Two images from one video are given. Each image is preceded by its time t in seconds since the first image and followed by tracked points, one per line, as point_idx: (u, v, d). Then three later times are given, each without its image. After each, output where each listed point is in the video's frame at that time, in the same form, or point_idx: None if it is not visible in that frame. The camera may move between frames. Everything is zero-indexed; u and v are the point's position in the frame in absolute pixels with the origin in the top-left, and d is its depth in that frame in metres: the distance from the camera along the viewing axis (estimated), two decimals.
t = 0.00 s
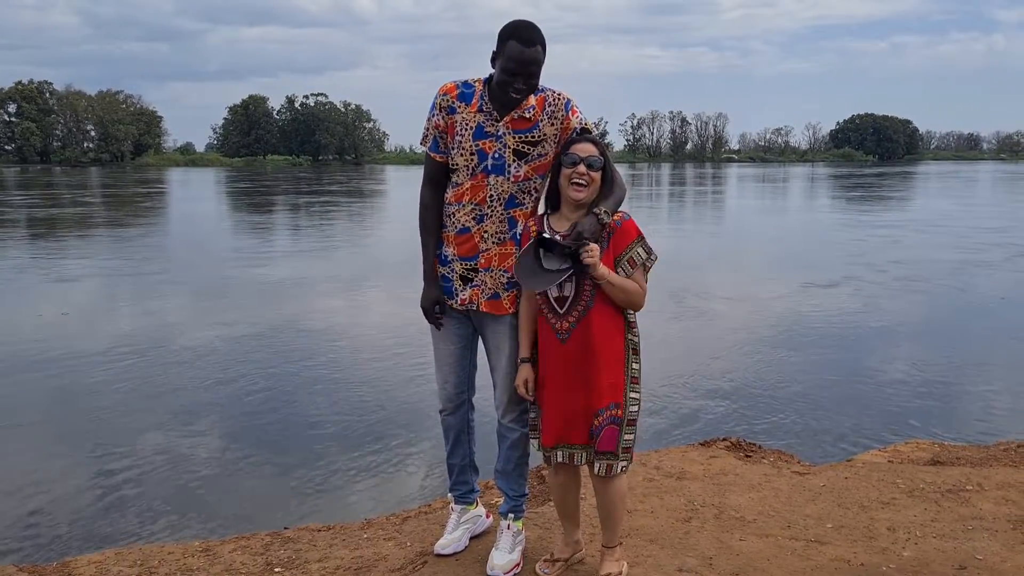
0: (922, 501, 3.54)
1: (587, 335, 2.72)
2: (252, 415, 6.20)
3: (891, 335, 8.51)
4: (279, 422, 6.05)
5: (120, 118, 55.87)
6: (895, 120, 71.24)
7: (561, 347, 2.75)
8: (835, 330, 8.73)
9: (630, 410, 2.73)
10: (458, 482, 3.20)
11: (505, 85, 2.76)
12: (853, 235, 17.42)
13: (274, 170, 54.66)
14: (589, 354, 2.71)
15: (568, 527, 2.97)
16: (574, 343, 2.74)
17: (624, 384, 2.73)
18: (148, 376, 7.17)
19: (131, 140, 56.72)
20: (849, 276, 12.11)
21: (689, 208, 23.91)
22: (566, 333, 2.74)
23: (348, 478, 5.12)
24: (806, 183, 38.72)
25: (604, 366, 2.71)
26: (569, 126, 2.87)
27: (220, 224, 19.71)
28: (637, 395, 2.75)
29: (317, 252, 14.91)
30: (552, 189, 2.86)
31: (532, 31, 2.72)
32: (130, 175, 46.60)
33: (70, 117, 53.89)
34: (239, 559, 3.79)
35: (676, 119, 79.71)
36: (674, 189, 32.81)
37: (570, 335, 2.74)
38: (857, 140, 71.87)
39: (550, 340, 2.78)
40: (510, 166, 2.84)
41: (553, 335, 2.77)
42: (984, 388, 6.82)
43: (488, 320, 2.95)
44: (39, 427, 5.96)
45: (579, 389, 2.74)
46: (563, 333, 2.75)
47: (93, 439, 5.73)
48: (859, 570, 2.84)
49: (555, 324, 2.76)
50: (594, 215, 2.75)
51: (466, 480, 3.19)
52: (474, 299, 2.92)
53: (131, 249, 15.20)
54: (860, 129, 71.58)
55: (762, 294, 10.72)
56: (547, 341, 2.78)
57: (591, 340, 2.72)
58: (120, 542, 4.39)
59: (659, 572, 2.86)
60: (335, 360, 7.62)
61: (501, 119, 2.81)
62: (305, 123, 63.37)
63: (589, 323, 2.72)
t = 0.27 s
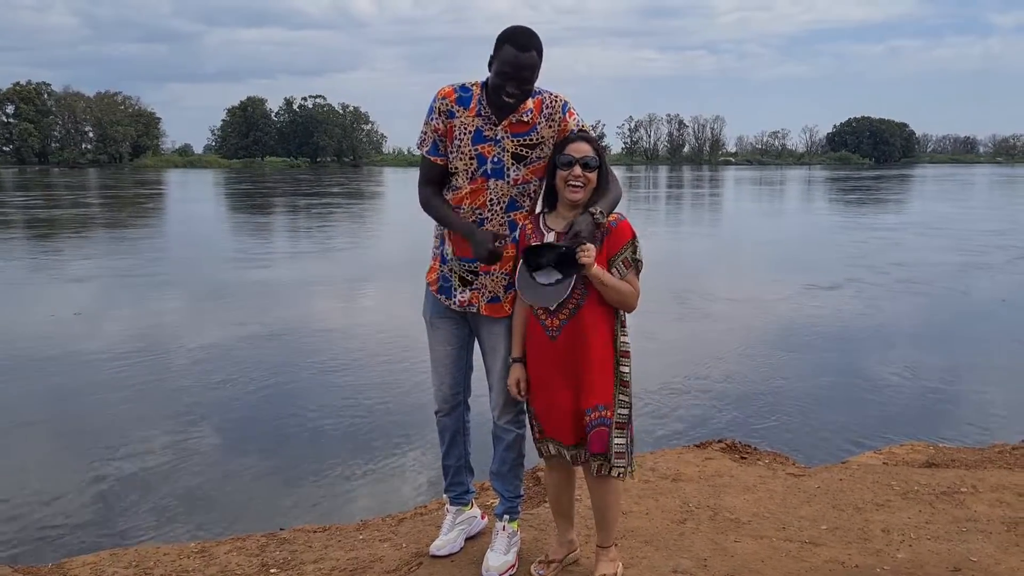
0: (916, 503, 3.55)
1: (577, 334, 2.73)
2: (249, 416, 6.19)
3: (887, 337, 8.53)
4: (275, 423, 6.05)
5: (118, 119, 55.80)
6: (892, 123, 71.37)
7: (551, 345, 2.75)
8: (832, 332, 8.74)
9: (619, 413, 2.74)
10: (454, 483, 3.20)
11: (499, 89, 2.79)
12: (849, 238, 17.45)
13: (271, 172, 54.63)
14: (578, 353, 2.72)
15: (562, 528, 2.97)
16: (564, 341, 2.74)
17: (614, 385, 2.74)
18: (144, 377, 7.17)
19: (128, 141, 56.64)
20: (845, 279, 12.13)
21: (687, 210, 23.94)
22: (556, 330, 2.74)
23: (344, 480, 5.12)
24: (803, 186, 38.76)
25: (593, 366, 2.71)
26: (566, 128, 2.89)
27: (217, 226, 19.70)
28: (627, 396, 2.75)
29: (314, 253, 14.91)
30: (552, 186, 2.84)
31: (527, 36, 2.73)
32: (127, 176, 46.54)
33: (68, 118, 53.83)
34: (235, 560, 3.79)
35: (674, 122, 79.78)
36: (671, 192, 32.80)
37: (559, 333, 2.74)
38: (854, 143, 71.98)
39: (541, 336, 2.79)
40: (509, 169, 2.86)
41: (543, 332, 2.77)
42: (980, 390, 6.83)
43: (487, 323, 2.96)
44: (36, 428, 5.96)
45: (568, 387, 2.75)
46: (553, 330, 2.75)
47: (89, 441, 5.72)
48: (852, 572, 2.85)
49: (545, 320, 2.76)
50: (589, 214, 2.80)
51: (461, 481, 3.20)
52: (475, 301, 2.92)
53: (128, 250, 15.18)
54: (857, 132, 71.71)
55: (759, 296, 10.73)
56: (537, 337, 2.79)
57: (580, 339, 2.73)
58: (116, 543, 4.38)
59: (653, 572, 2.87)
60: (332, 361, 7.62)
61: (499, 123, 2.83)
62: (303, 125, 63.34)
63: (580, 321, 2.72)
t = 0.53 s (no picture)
0: (912, 504, 3.55)
1: (577, 334, 2.73)
2: (246, 418, 6.18)
3: (883, 339, 8.55)
4: (272, 424, 6.05)
5: (116, 120, 55.77)
6: (890, 126, 71.48)
7: (550, 344, 2.76)
8: (828, 334, 8.75)
9: (614, 413, 2.74)
10: (451, 484, 3.20)
11: (496, 91, 2.79)
12: (846, 240, 17.47)
13: (269, 173, 54.60)
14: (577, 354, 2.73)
15: (559, 530, 2.98)
16: (564, 342, 2.74)
17: (611, 386, 2.75)
18: (141, 378, 7.16)
19: (126, 142, 56.62)
20: (841, 280, 12.17)
21: (684, 212, 23.96)
22: (556, 329, 2.75)
23: (341, 481, 5.12)
24: (801, 188, 38.81)
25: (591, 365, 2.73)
26: (565, 131, 2.90)
27: (215, 227, 19.71)
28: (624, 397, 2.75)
29: (312, 255, 14.90)
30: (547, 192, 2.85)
31: (523, 37, 2.73)
32: (125, 177, 46.49)
33: (66, 119, 53.77)
34: (232, 561, 3.79)
35: (672, 124, 79.86)
36: (668, 194, 32.83)
37: (559, 332, 2.74)
38: (852, 145, 72.09)
39: (539, 334, 2.79)
40: (509, 172, 2.89)
41: (542, 331, 2.77)
42: (976, 392, 6.84)
43: (486, 325, 2.97)
44: (32, 429, 5.95)
45: (566, 386, 2.75)
46: (553, 329, 2.75)
47: (85, 442, 5.72)
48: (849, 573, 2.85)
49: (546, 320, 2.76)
50: (590, 219, 2.75)
51: (459, 482, 3.20)
52: (474, 303, 2.93)
53: (125, 251, 15.16)
54: (855, 134, 71.84)
55: (756, 298, 10.74)
56: (536, 334, 2.79)
57: (580, 340, 2.73)
58: (112, 544, 4.37)
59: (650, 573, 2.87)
60: (329, 363, 7.63)
61: (499, 125, 2.84)
62: (301, 126, 63.34)
63: (580, 322, 2.73)
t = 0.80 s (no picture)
0: (910, 506, 3.56)
1: (584, 336, 2.73)
2: (245, 420, 6.18)
3: (882, 341, 8.56)
4: (271, 426, 6.05)
5: (116, 122, 55.82)
6: (888, 128, 71.56)
7: (557, 344, 2.75)
8: (827, 336, 8.76)
9: (618, 414, 2.77)
10: (449, 486, 3.21)
11: (501, 93, 2.79)
12: (845, 242, 17.50)
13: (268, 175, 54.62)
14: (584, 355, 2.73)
15: (558, 532, 2.98)
16: (571, 342, 2.74)
17: (616, 387, 2.77)
18: (140, 380, 7.16)
19: (125, 144, 56.65)
20: (840, 282, 12.19)
21: (683, 215, 23.98)
22: (563, 329, 2.74)
23: (340, 484, 5.12)
24: (800, 190, 38.85)
25: (595, 366, 2.74)
26: (568, 135, 2.91)
27: (214, 229, 19.72)
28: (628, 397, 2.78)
29: (311, 257, 14.92)
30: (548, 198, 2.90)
31: (530, 40, 2.74)
32: (124, 179, 46.50)
33: (65, 121, 53.79)
34: (231, 563, 3.79)
35: (671, 126, 79.92)
36: (668, 196, 32.86)
37: (566, 332, 2.74)
38: (850, 147, 72.16)
39: (546, 333, 2.78)
40: (511, 175, 2.89)
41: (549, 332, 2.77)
42: (974, 394, 6.86)
43: (486, 328, 2.97)
44: (30, 430, 5.95)
45: (574, 388, 2.75)
46: (560, 329, 2.75)
47: (83, 443, 5.72)
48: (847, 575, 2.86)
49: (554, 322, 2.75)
50: (598, 221, 2.74)
51: (457, 483, 3.20)
52: (475, 305, 2.94)
53: (124, 254, 15.17)
54: (853, 136, 71.91)
55: (755, 300, 10.74)
56: (543, 335, 2.78)
57: (587, 341, 2.73)
58: (110, 547, 4.37)
59: (648, 575, 2.88)
60: (328, 365, 7.63)
61: (501, 129, 2.85)
62: (300, 128, 63.39)
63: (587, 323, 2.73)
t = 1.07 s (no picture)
0: (907, 510, 3.57)
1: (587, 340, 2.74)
2: (242, 421, 6.17)
3: (880, 345, 8.58)
4: (270, 428, 6.06)
5: (115, 122, 55.81)
6: (887, 132, 71.67)
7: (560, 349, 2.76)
8: (825, 339, 8.76)
9: (621, 418, 2.79)
10: (446, 487, 3.22)
11: (511, 95, 2.79)
12: (843, 245, 17.53)
13: (268, 177, 54.62)
14: (588, 360, 2.74)
15: (557, 535, 2.99)
16: (573, 347, 2.75)
17: (620, 391, 2.78)
18: (138, 381, 7.17)
19: (125, 145, 56.63)
20: (838, 286, 12.21)
21: (682, 217, 24.02)
22: (566, 334, 2.74)
23: (338, 485, 5.13)
24: (798, 193, 38.92)
25: (599, 370, 2.75)
26: (573, 138, 2.92)
27: (213, 230, 19.75)
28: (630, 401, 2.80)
29: (310, 258, 14.93)
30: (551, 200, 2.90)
31: (538, 43, 2.74)
32: (123, 180, 46.52)
33: (64, 121, 53.79)
34: (229, 565, 3.80)
35: (670, 129, 80.02)
36: (667, 199, 32.86)
37: (568, 338, 2.75)
38: (849, 151, 72.26)
39: (548, 339, 2.78)
40: (515, 177, 2.89)
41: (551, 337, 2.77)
42: (971, 398, 6.87)
43: (487, 330, 2.98)
44: (29, 431, 5.95)
45: (577, 393, 2.75)
46: (562, 334, 2.75)
47: (82, 444, 5.72)
48: None
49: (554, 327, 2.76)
50: (600, 224, 2.72)
51: (454, 485, 3.21)
52: (477, 306, 2.95)
53: (122, 254, 15.17)
54: (852, 140, 72.00)
55: (753, 304, 10.74)
56: (545, 340, 2.79)
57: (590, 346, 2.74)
58: (108, 547, 4.38)
59: None
60: (327, 366, 7.64)
61: (506, 130, 2.86)
62: (300, 129, 63.43)
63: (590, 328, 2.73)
